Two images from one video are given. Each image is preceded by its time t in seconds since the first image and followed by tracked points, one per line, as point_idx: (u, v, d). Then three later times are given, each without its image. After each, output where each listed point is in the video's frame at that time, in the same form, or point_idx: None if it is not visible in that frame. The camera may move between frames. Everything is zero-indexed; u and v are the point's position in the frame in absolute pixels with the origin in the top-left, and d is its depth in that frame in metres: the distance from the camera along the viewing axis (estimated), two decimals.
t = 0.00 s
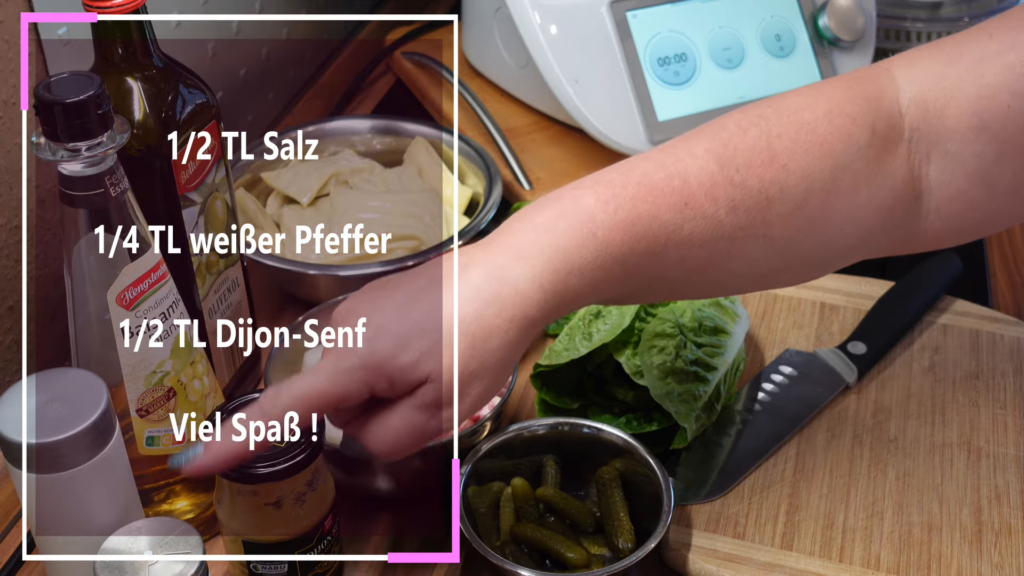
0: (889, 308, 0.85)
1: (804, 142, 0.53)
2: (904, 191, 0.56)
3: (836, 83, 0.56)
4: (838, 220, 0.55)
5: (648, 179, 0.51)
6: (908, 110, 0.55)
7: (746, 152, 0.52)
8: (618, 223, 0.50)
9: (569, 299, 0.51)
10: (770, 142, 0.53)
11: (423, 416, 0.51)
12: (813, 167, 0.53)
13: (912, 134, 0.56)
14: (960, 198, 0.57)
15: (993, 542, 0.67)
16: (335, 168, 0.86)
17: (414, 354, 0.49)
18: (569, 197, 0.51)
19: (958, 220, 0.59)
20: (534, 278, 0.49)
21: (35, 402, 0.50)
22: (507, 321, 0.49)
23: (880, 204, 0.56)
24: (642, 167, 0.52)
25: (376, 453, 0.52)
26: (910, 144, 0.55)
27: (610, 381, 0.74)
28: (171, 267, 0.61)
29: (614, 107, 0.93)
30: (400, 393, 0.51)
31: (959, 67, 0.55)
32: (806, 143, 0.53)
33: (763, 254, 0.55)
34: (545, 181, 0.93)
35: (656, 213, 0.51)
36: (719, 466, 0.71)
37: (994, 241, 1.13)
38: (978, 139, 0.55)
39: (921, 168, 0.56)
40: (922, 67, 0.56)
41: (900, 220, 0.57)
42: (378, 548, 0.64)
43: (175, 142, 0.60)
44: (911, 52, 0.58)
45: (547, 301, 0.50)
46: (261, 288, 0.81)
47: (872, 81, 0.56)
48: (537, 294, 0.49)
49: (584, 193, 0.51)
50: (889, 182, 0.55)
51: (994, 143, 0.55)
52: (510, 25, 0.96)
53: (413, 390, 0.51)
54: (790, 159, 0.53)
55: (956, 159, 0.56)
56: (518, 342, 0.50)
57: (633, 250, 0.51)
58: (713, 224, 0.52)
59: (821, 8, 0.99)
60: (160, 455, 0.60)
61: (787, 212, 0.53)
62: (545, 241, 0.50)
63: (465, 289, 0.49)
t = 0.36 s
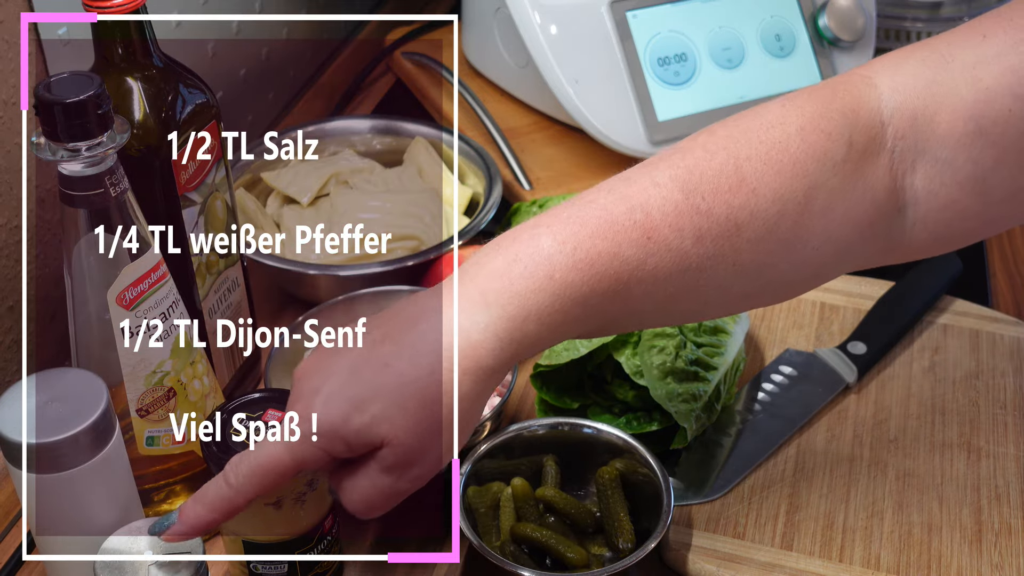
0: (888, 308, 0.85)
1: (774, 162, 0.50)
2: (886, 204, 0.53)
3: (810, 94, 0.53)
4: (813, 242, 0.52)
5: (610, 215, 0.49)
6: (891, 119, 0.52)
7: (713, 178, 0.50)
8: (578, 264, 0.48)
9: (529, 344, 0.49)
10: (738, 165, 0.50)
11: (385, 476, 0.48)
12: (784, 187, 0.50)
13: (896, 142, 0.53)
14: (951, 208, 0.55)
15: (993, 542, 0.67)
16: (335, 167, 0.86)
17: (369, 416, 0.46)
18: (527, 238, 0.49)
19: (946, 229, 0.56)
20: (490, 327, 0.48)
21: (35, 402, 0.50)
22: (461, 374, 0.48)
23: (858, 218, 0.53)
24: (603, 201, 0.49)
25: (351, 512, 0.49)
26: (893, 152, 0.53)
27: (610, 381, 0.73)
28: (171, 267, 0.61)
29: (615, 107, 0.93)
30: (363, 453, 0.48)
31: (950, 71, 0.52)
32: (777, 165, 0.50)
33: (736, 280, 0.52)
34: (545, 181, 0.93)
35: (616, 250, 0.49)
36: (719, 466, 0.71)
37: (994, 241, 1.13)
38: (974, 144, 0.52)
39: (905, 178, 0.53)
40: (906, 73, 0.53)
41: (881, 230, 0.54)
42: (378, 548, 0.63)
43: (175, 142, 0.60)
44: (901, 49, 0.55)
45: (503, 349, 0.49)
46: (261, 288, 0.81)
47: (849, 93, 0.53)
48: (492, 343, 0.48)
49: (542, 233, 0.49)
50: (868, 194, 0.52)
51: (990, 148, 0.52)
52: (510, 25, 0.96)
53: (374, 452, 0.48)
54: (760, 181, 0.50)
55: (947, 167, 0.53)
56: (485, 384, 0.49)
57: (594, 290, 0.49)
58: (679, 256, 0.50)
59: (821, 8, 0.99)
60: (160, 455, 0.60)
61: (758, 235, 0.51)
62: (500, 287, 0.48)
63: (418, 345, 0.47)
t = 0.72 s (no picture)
0: (889, 308, 0.85)
1: (770, 182, 0.50)
2: (886, 217, 0.53)
3: (808, 108, 0.52)
4: (812, 258, 0.52)
5: (606, 238, 0.49)
6: (891, 133, 0.52)
7: (709, 199, 0.49)
8: (572, 290, 0.48)
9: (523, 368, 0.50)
10: (735, 183, 0.50)
11: (382, 497, 0.50)
12: (781, 207, 0.50)
13: (897, 156, 0.52)
14: (955, 220, 0.54)
15: (993, 542, 0.67)
16: (335, 167, 0.86)
17: (365, 442, 0.48)
18: (522, 263, 0.49)
19: (948, 244, 0.55)
20: (484, 353, 0.49)
21: (35, 402, 0.50)
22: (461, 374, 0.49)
23: (858, 233, 0.52)
24: (598, 223, 0.49)
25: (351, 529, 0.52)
26: (894, 166, 0.52)
27: (610, 380, 0.73)
28: (171, 267, 0.61)
29: (615, 107, 0.93)
30: (360, 476, 0.50)
31: (952, 83, 0.51)
32: (774, 184, 0.50)
33: (734, 300, 0.52)
34: (545, 181, 0.93)
35: (612, 274, 0.49)
36: (719, 466, 0.71)
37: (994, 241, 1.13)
38: (979, 156, 0.51)
39: (907, 192, 0.53)
40: (906, 84, 0.52)
41: (882, 248, 0.54)
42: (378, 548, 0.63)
43: (175, 142, 0.60)
44: (907, 55, 0.54)
45: (497, 372, 0.50)
46: (261, 288, 0.81)
47: (846, 106, 0.52)
48: (485, 369, 0.49)
49: (537, 257, 0.49)
50: (868, 209, 0.52)
51: (995, 160, 0.51)
52: (510, 25, 0.96)
53: (370, 475, 0.50)
54: (756, 202, 0.50)
55: (950, 180, 0.52)
56: (481, 402, 0.50)
57: (588, 315, 0.49)
58: (676, 277, 0.50)
59: (822, 8, 0.99)
60: (160, 455, 0.60)
61: (756, 255, 0.51)
62: (497, 313, 0.49)
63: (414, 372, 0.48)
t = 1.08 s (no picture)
0: (889, 308, 0.85)
1: (786, 173, 0.51)
2: (899, 214, 0.53)
3: (824, 104, 0.53)
4: (826, 254, 0.53)
5: (623, 230, 0.49)
6: (904, 131, 0.52)
7: (726, 192, 0.50)
8: (591, 279, 0.49)
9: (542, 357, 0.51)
10: (751, 179, 0.50)
11: (400, 484, 0.52)
12: (796, 202, 0.51)
13: (910, 154, 0.53)
14: (965, 218, 0.55)
15: (993, 542, 0.67)
16: (335, 168, 0.86)
17: (383, 429, 0.49)
18: (541, 251, 0.49)
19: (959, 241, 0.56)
20: (501, 342, 0.49)
21: (35, 402, 0.50)
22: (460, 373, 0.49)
23: (873, 230, 0.53)
24: (615, 214, 0.50)
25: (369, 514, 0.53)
26: (906, 163, 0.53)
27: (610, 380, 0.73)
28: (171, 267, 0.61)
29: (615, 107, 0.93)
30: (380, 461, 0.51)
31: (963, 82, 0.51)
32: (790, 177, 0.51)
33: (749, 294, 0.53)
34: (545, 181, 0.93)
35: (629, 264, 0.49)
36: (719, 466, 0.71)
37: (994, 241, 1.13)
38: (990, 155, 0.52)
39: (919, 190, 0.53)
40: (918, 83, 0.53)
41: (894, 245, 0.55)
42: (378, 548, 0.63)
43: (175, 142, 0.60)
44: (921, 53, 0.55)
45: (516, 360, 0.50)
46: (261, 288, 0.81)
47: (861, 104, 0.53)
48: (503, 357, 0.50)
49: (556, 246, 0.49)
50: (883, 206, 0.53)
51: (1006, 159, 0.52)
52: (510, 25, 0.96)
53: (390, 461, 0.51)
54: (773, 196, 0.50)
55: (961, 178, 0.53)
56: (484, 403, 0.50)
57: (607, 305, 0.50)
58: (692, 268, 0.50)
59: (822, 8, 0.99)
60: (160, 455, 0.60)
61: (771, 250, 0.51)
62: (514, 301, 0.49)
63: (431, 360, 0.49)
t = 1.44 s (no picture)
0: (889, 308, 0.85)
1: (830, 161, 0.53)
2: (932, 208, 0.56)
3: (857, 100, 0.56)
4: (864, 242, 0.55)
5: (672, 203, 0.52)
6: (933, 126, 0.55)
7: (769, 173, 0.53)
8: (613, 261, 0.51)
9: (593, 324, 0.52)
10: (793, 163, 0.53)
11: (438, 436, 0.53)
12: (835, 187, 0.53)
13: (938, 149, 0.55)
14: (991, 213, 0.57)
15: (993, 541, 0.67)
16: (335, 168, 0.86)
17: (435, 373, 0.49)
18: (591, 224, 0.52)
19: (986, 237, 0.58)
20: (558, 304, 0.50)
21: (35, 402, 0.50)
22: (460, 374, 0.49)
23: (907, 222, 0.55)
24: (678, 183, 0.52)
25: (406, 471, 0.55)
26: (937, 159, 0.55)
27: (610, 380, 0.73)
28: (171, 267, 0.61)
29: (615, 107, 0.93)
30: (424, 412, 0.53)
31: (984, 82, 0.54)
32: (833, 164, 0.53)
33: (791, 276, 0.55)
34: (545, 181, 0.93)
35: (678, 237, 0.51)
36: (719, 466, 0.71)
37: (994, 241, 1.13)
38: (1011, 151, 0.55)
39: (949, 184, 0.56)
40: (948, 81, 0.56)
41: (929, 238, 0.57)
42: (378, 547, 0.63)
43: (175, 142, 0.59)
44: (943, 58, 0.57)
45: (570, 326, 0.51)
46: (261, 288, 0.81)
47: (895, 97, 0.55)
48: (559, 318, 0.50)
49: (607, 219, 0.52)
50: (916, 199, 0.55)
51: None
52: (510, 25, 0.96)
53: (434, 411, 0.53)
54: (813, 180, 0.53)
55: (987, 173, 0.55)
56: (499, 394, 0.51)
57: (656, 275, 0.52)
58: (736, 245, 0.53)
59: (822, 8, 0.99)
60: (160, 455, 0.60)
61: (812, 232, 0.53)
62: (567, 267, 0.50)
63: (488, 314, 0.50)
